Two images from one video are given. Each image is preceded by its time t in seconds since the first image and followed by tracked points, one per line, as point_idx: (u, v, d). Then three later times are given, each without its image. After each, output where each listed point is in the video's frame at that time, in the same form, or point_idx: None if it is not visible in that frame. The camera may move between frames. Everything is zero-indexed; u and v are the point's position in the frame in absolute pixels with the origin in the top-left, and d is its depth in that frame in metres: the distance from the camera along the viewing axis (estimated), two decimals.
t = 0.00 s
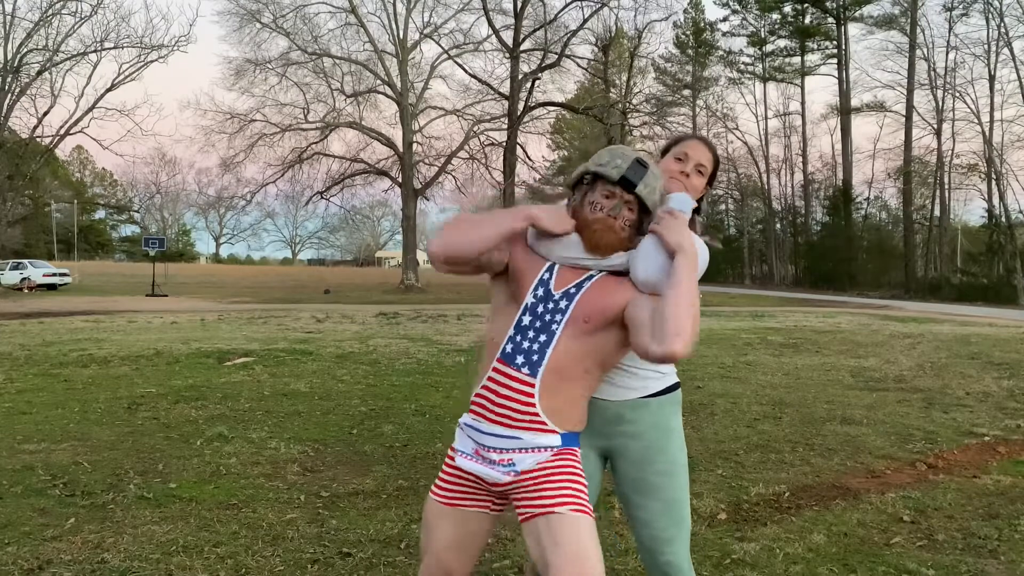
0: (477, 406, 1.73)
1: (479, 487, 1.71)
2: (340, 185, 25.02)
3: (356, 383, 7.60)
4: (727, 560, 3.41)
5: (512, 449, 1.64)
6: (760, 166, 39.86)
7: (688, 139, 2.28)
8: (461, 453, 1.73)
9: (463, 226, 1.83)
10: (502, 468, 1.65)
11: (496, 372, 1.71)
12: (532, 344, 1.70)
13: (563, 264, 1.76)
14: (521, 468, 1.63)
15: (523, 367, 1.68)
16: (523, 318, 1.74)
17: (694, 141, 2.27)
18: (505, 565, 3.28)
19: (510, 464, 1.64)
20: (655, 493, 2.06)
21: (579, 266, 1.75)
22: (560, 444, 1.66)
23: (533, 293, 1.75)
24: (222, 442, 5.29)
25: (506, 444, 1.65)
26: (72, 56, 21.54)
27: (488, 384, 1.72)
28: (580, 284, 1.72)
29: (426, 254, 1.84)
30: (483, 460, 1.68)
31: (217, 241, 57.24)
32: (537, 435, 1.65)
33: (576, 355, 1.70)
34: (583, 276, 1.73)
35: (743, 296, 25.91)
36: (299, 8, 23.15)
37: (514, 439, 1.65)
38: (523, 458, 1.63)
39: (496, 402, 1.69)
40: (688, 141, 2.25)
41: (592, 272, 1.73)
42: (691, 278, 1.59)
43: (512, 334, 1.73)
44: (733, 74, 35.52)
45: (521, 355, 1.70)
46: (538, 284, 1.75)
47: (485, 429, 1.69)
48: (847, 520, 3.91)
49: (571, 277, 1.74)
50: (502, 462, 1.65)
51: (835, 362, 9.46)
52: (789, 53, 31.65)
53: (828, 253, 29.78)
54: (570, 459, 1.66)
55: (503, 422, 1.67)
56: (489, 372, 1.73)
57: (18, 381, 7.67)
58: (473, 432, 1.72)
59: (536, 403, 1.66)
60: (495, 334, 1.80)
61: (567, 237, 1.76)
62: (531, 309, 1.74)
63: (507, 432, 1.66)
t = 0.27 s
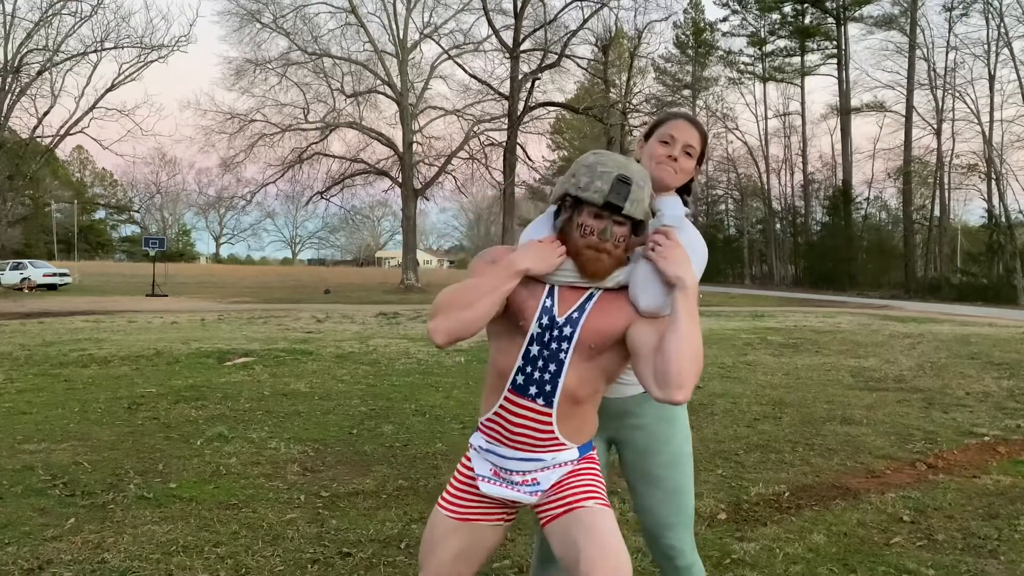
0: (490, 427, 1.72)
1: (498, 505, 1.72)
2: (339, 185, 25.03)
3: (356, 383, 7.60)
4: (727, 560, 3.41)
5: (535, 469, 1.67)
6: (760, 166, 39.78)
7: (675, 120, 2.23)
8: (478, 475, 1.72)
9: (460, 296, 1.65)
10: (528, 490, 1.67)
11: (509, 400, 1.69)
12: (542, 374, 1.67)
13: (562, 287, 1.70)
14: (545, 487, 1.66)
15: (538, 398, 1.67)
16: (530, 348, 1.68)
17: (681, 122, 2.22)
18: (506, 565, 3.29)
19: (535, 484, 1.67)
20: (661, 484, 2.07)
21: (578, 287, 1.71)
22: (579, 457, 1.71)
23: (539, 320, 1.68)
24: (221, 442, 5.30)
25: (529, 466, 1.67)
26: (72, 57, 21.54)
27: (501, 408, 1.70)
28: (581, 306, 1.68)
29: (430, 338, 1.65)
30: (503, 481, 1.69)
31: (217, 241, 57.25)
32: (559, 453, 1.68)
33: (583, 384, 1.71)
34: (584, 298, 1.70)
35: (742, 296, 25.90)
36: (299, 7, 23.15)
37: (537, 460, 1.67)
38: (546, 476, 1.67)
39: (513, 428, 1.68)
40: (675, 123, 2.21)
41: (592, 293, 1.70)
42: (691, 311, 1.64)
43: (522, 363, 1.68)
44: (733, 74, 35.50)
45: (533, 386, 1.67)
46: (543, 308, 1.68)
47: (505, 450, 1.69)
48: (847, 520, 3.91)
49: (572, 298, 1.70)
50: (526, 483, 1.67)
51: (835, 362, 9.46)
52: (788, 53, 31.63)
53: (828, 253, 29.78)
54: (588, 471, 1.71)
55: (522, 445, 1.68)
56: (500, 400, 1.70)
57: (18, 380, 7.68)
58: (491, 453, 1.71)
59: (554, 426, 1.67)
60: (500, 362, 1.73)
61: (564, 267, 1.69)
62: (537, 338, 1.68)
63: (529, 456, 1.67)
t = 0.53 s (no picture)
0: (472, 432, 1.71)
1: (481, 513, 1.71)
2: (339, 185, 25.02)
3: (356, 383, 7.60)
4: (727, 560, 3.41)
5: (516, 473, 1.65)
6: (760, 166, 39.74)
7: (676, 134, 2.26)
8: (458, 481, 1.71)
9: (459, 274, 1.65)
10: (508, 495, 1.65)
11: (492, 396, 1.68)
12: (533, 364, 1.66)
13: (557, 277, 1.70)
14: (525, 492, 1.64)
15: (525, 390, 1.66)
16: (520, 337, 1.68)
17: (685, 136, 2.24)
18: (505, 565, 3.29)
19: (515, 489, 1.65)
20: (655, 497, 2.07)
21: (575, 279, 1.70)
22: (562, 464, 1.67)
23: (530, 309, 1.68)
24: (222, 442, 5.30)
25: (508, 470, 1.65)
26: (72, 56, 21.56)
27: (483, 411, 1.69)
28: (577, 297, 1.68)
29: (422, 313, 1.65)
30: (482, 487, 1.68)
31: (217, 241, 57.21)
32: (538, 458, 1.65)
33: (575, 375, 1.70)
34: (579, 289, 1.69)
35: (743, 296, 25.89)
36: (299, 8, 23.16)
37: (517, 464, 1.65)
38: (526, 481, 1.64)
39: (494, 428, 1.67)
40: (677, 136, 2.23)
41: (588, 284, 1.70)
42: (690, 304, 1.64)
43: (509, 353, 1.68)
44: (733, 74, 35.49)
45: (520, 376, 1.66)
46: (534, 299, 1.68)
47: (486, 454, 1.67)
48: (847, 520, 3.91)
49: (567, 289, 1.69)
50: (506, 488, 1.66)
51: (835, 362, 9.46)
52: (789, 53, 31.63)
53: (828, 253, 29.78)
54: (571, 478, 1.68)
55: (502, 448, 1.66)
56: (484, 398, 1.69)
57: (18, 380, 7.68)
58: (471, 458, 1.70)
59: (536, 425, 1.66)
60: (487, 354, 1.73)
61: (561, 254, 1.69)
62: (528, 328, 1.68)
63: (507, 459, 1.66)
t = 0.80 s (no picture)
0: (473, 446, 1.68)
1: (485, 525, 1.70)
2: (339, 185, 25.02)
3: (356, 383, 7.59)
4: (727, 560, 3.41)
5: (524, 481, 1.65)
6: (760, 166, 39.71)
7: (657, 133, 2.24)
8: (462, 497, 1.68)
9: (449, 304, 1.62)
10: (518, 505, 1.64)
11: (491, 412, 1.66)
12: (529, 382, 1.66)
13: (544, 292, 1.68)
14: (535, 500, 1.64)
15: (524, 407, 1.66)
16: (514, 356, 1.66)
17: (665, 135, 2.23)
18: (505, 566, 3.28)
19: (525, 498, 1.65)
20: (646, 490, 2.07)
21: (562, 294, 1.69)
22: (565, 468, 1.71)
23: (522, 328, 1.66)
24: (221, 442, 5.30)
25: (517, 480, 1.65)
26: (72, 56, 21.57)
27: (484, 425, 1.67)
28: (566, 313, 1.67)
29: (420, 348, 1.62)
30: (489, 500, 1.66)
31: (217, 241, 57.23)
32: (544, 464, 1.67)
33: (567, 390, 1.70)
34: (568, 304, 1.68)
35: (743, 296, 25.89)
36: (299, 8, 23.17)
37: (524, 473, 1.65)
38: (536, 489, 1.65)
39: (496, 441, 1.66)
40: (661, 135, 2.23)
41: (575, 299, 1.69)
42: (679, 316, 1.66)
43: (505, 373, 1.66)
44: (733, 74, 35.49)
45: (518, 395, 1.66)
46: (525, 317, 1.66)
47: (492, 467, 1.66)
48: (847, 520, 3.91)
49: (556, 305, 1.68)
50: (515, 498, 1.65)
51: (835, 362, 9.46)
52: (789, 53, 31.63)
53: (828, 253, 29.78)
54: (575, 482, 1.71)
55: (509, 458, 1.66)
56: (483, 414, 1.67)
57: (18, 380, 7.68)
58: (474, 471, 1.68)
59: (540, 434, 1.67)
60: (479, 373, 1.70)
61: (549, 273, 1.66)
62: (522, 346, 1.66)
63: (514, 468, 1.66)
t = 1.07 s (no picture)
0: (482, 450, 1.70)
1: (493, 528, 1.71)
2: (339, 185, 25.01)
3: (357, 383, 7.59)
4: (727, 560, 3.41)
5: (532, 485, 1.66)
6: (760, 166, 39.68)
7: (659, 133, 2.23)
8: (472, 499, 1.70)
9: (454, 306, 1.63)
10: (527, 506, 1.66)
11: (497, 418, 1.67)
12: (532, 389, 1.66)
13: (546, 298, 1.69)
14: (543, 503, 1.66)
15: (526, 414, 1.66)
16: (516, 363, 1.67)
17: (666, 135, 2.23)
18: (506, 565, 3.29)
19: (534, 501, 1.66)
20: (654, 494, 2.07)
21: (565, 300, 1.69)
22: (575, 470, 1.71)
23: (523, 336, 1.67)
24: (222, 442, 5.30)
25: (525, 483, 1.66)
26: (72, 56, 21.57)
27: (491, 429, 1.68)
28: (567, 321, 1.68)
29: (420, 344, 1.63)
30: (499, 502, 1.68)
31: (216, 241, 57.25)
32: (553, 467, 1.68)
33: (574, 395, 1.70)
34: (571, 311, 1.68)
35: (743, 296, 25.88)
36: (299, 8, 23.16)
37: (532, 475, 1.66)
38: (544, 491, 1.66)
39: (502, 446, 1.67)
40: (661, 136, 2.22)
41: (579, 305, 1.69)
42: (684, 321, 1.66)
43: (508, 379, 1.67)
44: (733, 74, 35.49)
45: (521, 403, 1.66)
46: (525, 324, 1.67)
47: (500, 469, 1.68)
48: (847, 520, 3.91)
49: (557, 312, 1.69)
50: (524, 500, 1.66)
51: (835, 362, 9.46)
52: (789, 53, 31.61)
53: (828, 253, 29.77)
54: (585, 483, 1.72)
55: (517, 462, 1.67)
56: (489, 417, 1.69)
57: (18, 380, 7.68)
58: (483, 474, 1.70)
59: (545, 439, 1.67)
60: (484, 379, 1.72)
61: (553, 277, 1.67)
62: (524, 352, 1.67)
63: (523, 471, 1.67)
